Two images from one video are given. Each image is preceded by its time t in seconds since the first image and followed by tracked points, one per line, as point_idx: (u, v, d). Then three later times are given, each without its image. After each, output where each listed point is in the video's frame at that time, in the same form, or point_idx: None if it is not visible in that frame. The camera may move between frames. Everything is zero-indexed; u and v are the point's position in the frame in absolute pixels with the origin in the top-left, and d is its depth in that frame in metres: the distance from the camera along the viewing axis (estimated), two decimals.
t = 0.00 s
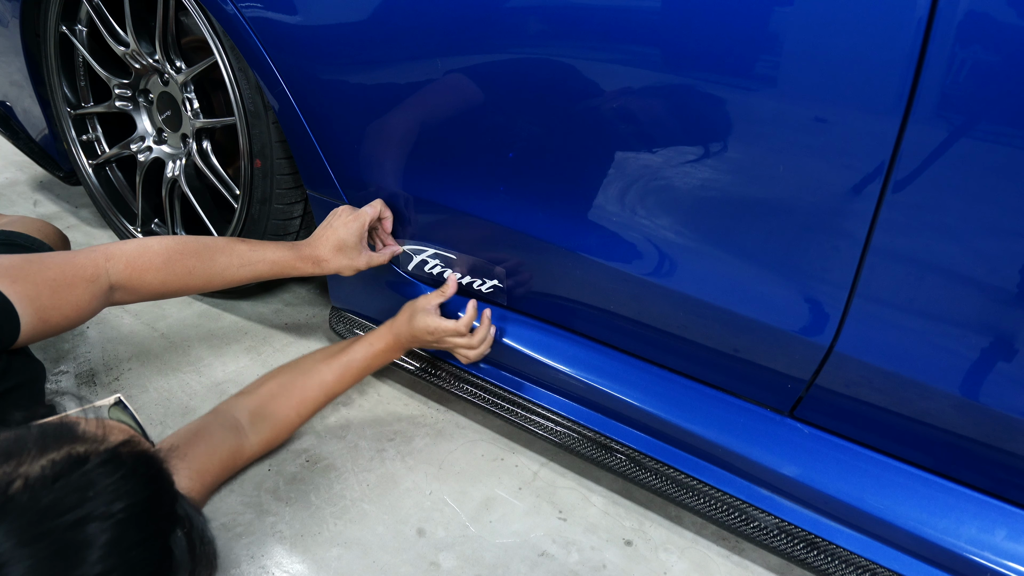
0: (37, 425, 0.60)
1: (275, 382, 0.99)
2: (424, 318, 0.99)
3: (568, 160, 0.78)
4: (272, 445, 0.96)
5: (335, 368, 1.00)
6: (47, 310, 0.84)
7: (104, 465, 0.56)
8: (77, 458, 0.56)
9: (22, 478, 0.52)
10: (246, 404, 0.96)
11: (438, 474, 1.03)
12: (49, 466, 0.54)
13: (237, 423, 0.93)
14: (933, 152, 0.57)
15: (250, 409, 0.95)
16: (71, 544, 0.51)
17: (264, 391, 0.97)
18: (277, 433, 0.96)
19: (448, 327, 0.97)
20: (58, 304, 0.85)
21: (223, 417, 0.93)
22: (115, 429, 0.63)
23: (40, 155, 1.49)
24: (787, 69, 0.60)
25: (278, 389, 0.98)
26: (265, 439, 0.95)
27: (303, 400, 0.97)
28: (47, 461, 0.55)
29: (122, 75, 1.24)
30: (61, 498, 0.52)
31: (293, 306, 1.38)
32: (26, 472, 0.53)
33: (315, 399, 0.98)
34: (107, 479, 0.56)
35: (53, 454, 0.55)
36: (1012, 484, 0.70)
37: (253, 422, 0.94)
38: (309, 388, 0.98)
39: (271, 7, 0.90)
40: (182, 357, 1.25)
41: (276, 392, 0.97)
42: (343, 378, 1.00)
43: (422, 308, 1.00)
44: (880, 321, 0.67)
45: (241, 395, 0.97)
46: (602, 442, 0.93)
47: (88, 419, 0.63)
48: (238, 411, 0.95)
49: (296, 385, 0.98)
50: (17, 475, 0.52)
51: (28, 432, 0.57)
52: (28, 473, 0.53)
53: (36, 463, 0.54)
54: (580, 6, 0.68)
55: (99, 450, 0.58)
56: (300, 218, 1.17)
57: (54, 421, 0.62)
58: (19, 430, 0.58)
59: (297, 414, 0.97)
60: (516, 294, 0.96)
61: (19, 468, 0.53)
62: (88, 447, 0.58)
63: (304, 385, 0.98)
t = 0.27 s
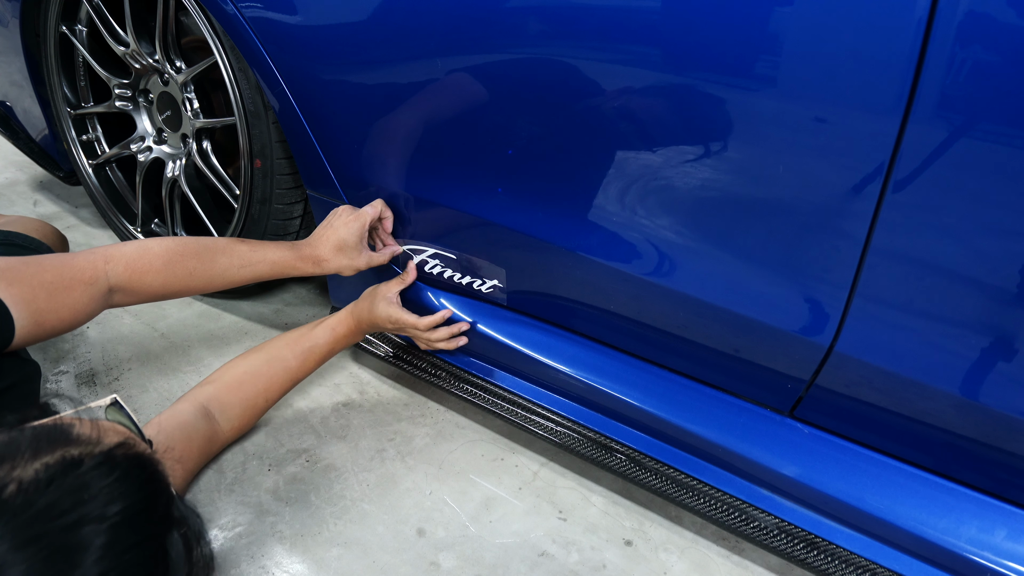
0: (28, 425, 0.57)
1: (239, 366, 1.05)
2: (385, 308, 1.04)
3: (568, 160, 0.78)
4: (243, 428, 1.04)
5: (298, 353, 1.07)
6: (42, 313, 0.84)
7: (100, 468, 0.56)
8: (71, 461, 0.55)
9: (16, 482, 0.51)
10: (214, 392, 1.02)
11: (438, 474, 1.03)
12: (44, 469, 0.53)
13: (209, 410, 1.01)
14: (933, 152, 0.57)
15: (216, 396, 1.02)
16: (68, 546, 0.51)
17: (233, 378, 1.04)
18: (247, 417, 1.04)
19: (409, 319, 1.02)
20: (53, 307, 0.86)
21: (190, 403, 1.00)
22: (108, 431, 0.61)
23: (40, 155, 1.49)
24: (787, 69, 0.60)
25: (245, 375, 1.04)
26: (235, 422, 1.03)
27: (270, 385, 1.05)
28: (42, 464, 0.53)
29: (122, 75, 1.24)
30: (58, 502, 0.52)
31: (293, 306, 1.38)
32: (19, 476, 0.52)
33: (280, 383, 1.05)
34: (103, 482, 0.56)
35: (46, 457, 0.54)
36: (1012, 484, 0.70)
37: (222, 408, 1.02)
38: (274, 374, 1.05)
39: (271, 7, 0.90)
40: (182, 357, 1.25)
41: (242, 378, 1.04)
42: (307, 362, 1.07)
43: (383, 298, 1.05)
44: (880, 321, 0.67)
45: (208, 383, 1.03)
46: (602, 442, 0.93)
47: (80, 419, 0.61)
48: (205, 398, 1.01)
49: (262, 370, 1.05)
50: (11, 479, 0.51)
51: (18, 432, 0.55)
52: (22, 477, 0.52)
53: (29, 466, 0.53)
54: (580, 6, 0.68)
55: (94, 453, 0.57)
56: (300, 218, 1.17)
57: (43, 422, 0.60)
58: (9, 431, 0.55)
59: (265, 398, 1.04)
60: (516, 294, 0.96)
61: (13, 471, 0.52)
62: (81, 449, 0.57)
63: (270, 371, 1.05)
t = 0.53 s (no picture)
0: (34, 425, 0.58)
1: (250, 371, 1.06)
2: (400, 321, 1.03)
3: (568, 160, 0.78)
4: (252, 432, 1.04)
5: (309, 359, 1.07)
6: (43, 314, 0.84)
7: (103, 474, 0.57)
8: (75, 467, 0.56)
9: (20, 487, 0.53)
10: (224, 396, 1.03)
11: (438, 474, 1.03)
12: (47, 474, 0.54)
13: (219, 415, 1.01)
14: (933, 152, 0.57)
15: (224, 400, 1.02)
16: (70, 552, 0.54)
17: (243, 383, 1.04)
18: (256, 422, 1.04)
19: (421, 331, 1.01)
20: (54, 307, 0.86)
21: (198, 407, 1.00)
22: (115, 432, 0.60)
23: (40, 155, 1.49)
24: (787, 68, 0.60)
25: (253, 378, 1.05)
26: (244, 426, 1.03)
27: (279, 389, 1.05)
28: (45, 469, 0.54)
29: (122, 75, 1.24)
30: (59, 507, 0.54)
31: (293, 306, 1.38)
32: (24, 481, 0.53)
33: (290, 389, 1.06)
34: (106, 487, 0.57)
35: (50, 462, 0.55)
36: (1012, 484, 0.70)
37: (230, 412, 1.02)
38: (285, 379, 1.05)
39: (271, 7, 0.90)
40: (181, 357, 1.25)
41: (251, 384, 1.04)
42: (318, 367, 1.08)
43: (397, 310, 1.04)
44: (880, 321, 0.67)
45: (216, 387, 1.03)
46: (602, 442, 0.93)
47: (84, 421, 0.59)
48: (213, 402, 1.02)
49: (270, 374, 1.05)
50: (14, 484, 0.53)
51: (24, 436, 0.55)
52: (26, 482, 0.53)
53: (34, 471, 0.54)
54: (579, 6, 0.68)
55: (97, 458, 0.58)
56: (300, 218, 1.17)
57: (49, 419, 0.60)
58: (13, 433, 0.55)
59: (275, 405, 1.05)
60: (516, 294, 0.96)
61: (16, 476, 0.53)
62: (86, 455, 0.57)
63: (279, 375, 1.05)
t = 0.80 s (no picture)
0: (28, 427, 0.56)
1: (246, 373, 1.06)
2: (395, 313, 1.04)
3: (568, 160, 0.78)
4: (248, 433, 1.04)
5: (305, 361, 1.07)
6: (42, 315, 0.84)
7: (101, 479, 0.57)
8: (73, 471, 0.55)
9: (17, 492, 0.52)
10: (220, 396, 1.03)
11: (438, 474, 1.02)
12: (44, 479, 0.53)
13: (216, 415, 1.01)
14: (932, 152, 0.57)
15: (220, 401, 1.03)
16: (70, 557, 0.53)
17: (239, 384, 1.04)
18: (251, 424, 1.04)
19: (420, 321, 1.02)
20: (53, 308, 0.86)
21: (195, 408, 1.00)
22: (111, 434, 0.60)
23: (39, 155, 1.49)
24: (787, 68, 0.60)
25: (248, 380, 1.05)
26: (240, 427, 1.03)
27: (274, 391, 1.05)
28: (42, 474, 0.53)
29: (122, 75, 1.24)
30: (57, 512, 0.53)
31: (293, 306, 1.38)
32: (21, 486, 0.52)
33: (285, 392, 1.06)
34: (104, 491, 0.57)
35: (47, 466, 0.54)
36: (1012, 484, 0.70)
37: (226, 413, 1.02)
38: (281, 381, 1.06)
39: (271, 7, 0.90)
40: (182, 357, 1.25)
41: (247, 385, 1.04)
42: (313, 369, 1.08)
43: (391, 304, 1.04)
44: (880, 321, 0.67)
45: (213, 388, 1.04)
46: (602, 442, 0.93)
47: (82, 424, 0.59)
48: (210, 403, 1.02)
49: (264, 377, 1.06)
50: (11, 489, 0.51)
51: (20, 438, 0.54)
52: (23, 488, 0.52)
53: (31, 476, 0.53)
54: (579, 6, 0.68)
55: (96, 461, 0.57)
56: (300, 218, 1.17)
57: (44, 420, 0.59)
58: (9, 436, 0.54)
59: (270, 406, 1.05)
60: (516, 294, 0.96)
61: (13, 481, 0.52)
62: (83, 458, 0.57)
63: (275, 377, 1.06)
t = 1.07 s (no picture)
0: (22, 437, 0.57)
1: (244, 372, 1.05)
2: (391, 311, 1.03)
3: (569, 160, 0.78)
4: (248, 432, 1.04)
5: (303, 359, 1.07)
6: (45, 314, 0.82)
7: (97, 496, 0.59)
8: (67, 491, 0.57)
9: (7, 512, 0.53)
10: (219, 396, 1.03)
11: (438, 474, 1.02)
12: (35, 498, 0.55)
13: (216, 415, 1.01)
14: (932, 152, 0.57)
15: (219, 400, 1.02)
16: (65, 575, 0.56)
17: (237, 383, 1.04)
18: (250, 423, 1.04)
19: (416, 319, 1.02)
20: (57, 307, 0.84)
21: (193, 408, 1.00)
22: (102, 450, 0.61)
23: (39, 155, 1.49)
24: (788, 68, 0.60)
25: (246, 379, 1.04)
26: (239, 426, 1.03)
27: (272, 390, 1.04)
28: (34, 493, 0.55)
29: (122, 75, 1.24)
30: (53, 530, 0.55)
31: (293, 306, 1.38)
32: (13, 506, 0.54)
33: (284, 389, 1.05)
34: (101, 509, 0.59)
35: (41, 485, 0.55)
36: (1012, 484, 0.70)
37: (224, 412, 1.02)
38: (279, 379, 1.05)
39: (271, 7, 0.90)
40: (181, 357, 1.25)
41: (246, 384, 1.04)
42: (310, 367, 1.07)
43: (388, 302, 1.04)
44: (880, 321, 0.67)
45: (212, 387, 1.03)
46: (601, 442, 0.93)
47: (77, 436, 0.59)
48: (208, 403, 1.02)
49: (262, 375, 1.05)
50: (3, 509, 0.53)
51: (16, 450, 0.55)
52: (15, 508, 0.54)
53: (23, 495, 0.54)
54: (579, 6, 0.68)
55: (90, 480, 0.58)
56: (300, 218, 1.17)
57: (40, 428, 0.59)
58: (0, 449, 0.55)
59: (269, 405, 1.04)
60: (516, 294, 0.96)
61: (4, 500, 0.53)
62: (77, 475, 0.58)
63: (273, 376, 1.05)
